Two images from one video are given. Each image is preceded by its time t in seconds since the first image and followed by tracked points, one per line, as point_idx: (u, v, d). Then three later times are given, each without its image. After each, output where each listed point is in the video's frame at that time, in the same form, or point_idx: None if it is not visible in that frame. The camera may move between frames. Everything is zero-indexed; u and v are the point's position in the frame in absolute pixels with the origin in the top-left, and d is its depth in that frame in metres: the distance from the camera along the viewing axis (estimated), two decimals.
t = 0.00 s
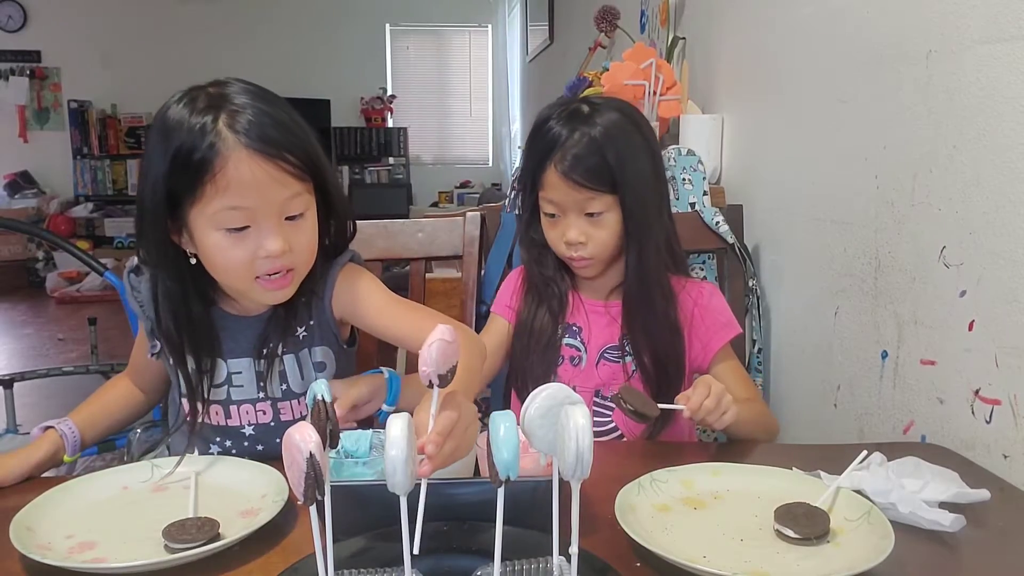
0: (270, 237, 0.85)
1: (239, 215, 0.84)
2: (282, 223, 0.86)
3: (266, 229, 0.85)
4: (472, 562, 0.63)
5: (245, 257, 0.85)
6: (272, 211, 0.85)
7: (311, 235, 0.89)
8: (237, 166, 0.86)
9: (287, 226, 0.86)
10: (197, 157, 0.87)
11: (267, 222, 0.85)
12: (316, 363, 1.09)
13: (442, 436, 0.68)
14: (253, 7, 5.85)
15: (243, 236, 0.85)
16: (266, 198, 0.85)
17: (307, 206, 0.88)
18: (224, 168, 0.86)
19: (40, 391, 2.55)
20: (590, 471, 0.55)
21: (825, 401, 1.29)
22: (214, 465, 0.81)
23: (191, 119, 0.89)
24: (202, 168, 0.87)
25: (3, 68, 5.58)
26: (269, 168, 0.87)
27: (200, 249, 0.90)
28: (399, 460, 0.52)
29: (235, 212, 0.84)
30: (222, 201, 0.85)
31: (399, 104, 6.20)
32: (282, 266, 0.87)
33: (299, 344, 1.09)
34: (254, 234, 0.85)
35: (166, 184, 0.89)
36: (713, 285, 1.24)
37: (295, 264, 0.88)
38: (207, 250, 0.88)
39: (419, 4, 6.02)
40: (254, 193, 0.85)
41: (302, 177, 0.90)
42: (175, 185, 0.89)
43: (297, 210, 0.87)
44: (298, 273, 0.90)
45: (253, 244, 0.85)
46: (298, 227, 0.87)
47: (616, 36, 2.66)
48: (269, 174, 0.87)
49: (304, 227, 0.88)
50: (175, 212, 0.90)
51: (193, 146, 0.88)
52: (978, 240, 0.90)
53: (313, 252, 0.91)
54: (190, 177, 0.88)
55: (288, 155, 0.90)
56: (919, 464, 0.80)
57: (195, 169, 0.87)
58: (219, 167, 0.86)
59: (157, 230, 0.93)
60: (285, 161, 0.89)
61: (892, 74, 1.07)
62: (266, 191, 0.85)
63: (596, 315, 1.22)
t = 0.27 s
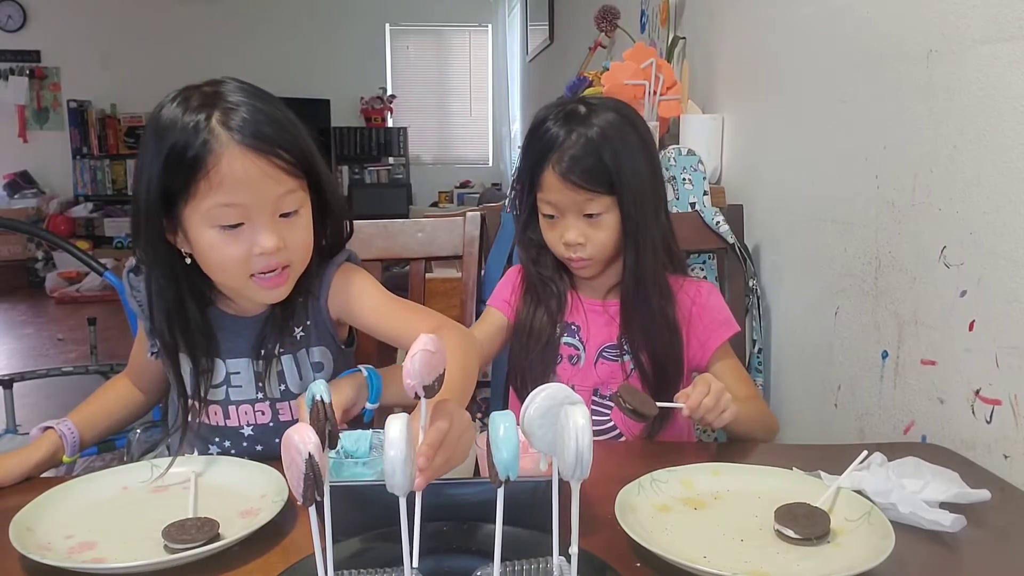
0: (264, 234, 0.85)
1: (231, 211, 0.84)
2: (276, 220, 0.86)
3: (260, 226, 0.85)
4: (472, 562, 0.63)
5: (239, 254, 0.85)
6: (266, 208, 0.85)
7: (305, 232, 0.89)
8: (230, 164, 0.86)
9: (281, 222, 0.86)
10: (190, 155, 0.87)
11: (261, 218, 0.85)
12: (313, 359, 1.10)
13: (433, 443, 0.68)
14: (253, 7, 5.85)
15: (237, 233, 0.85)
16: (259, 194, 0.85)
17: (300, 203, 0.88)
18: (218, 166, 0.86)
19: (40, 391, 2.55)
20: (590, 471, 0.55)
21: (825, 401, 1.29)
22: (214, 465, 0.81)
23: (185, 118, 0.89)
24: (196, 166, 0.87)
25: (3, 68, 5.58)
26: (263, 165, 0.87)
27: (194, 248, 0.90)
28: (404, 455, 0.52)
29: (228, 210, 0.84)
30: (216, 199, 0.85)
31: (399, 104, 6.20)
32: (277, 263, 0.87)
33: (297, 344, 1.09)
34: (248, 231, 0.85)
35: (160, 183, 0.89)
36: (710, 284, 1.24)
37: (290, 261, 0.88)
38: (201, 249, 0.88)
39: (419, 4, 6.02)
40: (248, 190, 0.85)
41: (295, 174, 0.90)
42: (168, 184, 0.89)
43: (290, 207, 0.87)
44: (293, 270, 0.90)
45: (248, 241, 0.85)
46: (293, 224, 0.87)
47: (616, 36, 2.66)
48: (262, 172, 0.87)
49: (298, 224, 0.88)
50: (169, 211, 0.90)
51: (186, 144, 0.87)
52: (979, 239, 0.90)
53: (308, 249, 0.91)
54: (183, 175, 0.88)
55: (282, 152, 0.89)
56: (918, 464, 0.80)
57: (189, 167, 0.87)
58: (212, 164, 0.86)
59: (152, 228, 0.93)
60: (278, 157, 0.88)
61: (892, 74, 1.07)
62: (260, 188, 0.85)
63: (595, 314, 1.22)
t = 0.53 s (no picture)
0: (259, 235, 0.85)
1: (227, 213, 0.84)
2: (270, 220, 0.86)
3: (255, 226, 0.85)
4: (472, 562, 0.63)
5: (236, 255, 0.85)
6: (260, 208, 0.85)
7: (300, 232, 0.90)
8: (223, 165, 0.86)
9: (276, 222, 0.86)
10: (184, 157, 0.87)
11: (255, 219, 0.85)
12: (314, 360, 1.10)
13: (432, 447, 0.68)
14: (253, 7, 5.85)
15: (232, 234, 0.85)
16: (254, 195, 0.85)
17: (294, 201, 0.88)
18: (211, 167, 0.86)
19: (40, 391, 2.55)
20: (589, 471, 0.55)
21: (825, 401, 1.29)
22: (214, 465, 0.81)
23: (177, 120, 0.89)
24: (189, 168, 0.86)
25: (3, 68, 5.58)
26: (256, 166, 0.87)
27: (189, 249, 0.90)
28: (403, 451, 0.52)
29: (223, 212, 0.84)
30: (210, 201, 0.85)
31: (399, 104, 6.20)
32: (273, 263, 0.87)
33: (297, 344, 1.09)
34: (244, 232, 0.85)
35: (154, 185, 0.89)
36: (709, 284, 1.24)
37: (286, 261, 0.89)
38: (197, 250, 0.88)
39: (419, 4, 6.02)
40: (241, 191, 0.85)
41: (290, 174, 0.90)
42: (162, 186, 0.89)
43: (284, 206, 0.87)
44: (290, 269, 0.90)
45: (244, 242, 0.85)
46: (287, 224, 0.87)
47: (616, 36, 2.66)
48: (255, 173, 0.86)
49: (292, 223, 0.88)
50: (164, 214, 0.90)
51: (178, 146, 0.87)
52: (979, 239, 0.90)
53: (304, 247, 0.91)
54: (177, 177, 0.88)
55: (276, 152, 0.89)
56: (918, 464, 0.80)
57: (181, 170, 0.87)
58: (204, 166, 0.86)
59: (147, 232, 0.93)
60: (271, 157, 0.88)
61: (892, 73, 1.07)
62: (253, 188, 0.85)
63: (595, 314, 1.22)
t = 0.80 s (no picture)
0: (257, 239, 0.85)
1: (224, 218, 0.85)
2: (266, 224, 0.86)
3: (252, 229, 0.85)
4: (473, 561, 0.63)
5: (233, 258, 0.85)
6: (257, 212, 0.85)
7: (298, 236, 0.90)
8: (220, 169, 0.86)
9: (273, 225, 0.86)
10: (181, 161, 0.87)
11: (252, 222, 0.85)
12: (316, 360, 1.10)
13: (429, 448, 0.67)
14: (253, 7, 5.85)
15: (230, 238, 0.85)
16: (251, 199, 0.85)
17: (291, 204, 0.88)
18: (208, 171, 0.86)
19: (40, 391, 2.55)
20: (589, 471, 0.55)
21: (825, 401, 1.29)
22: (214, 465, 0.81)
23: (173, 123, 0.89)
24: (186, 171, 0.86)
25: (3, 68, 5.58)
26: (253, 170, 0.87)
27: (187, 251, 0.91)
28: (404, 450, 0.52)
29: (220, 217, 0.85)
30: (207, 207, 0.85)
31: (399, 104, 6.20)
32: (271, 266, 0.87)
33: (296, 345, 1.09)
34: (241, 235, 0.85)
35: (150, 188, 0.89)
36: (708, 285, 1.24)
37: (284, 264, 0.89)
38: (194, 252, 0.88)
39: (419, 4, 6.02)
40: (238, 194, 0.85)
41: (286, 177, 0.90)
42: (157, 188, 0.89)
43: (281, 209, 0.87)
44: (287, 272, 0.91)
45: (241, 245, 0.85)
46: (284, 228, 0.87)
47: (616, 36, 2.66)
48: (251, 176, 0.86)
49: (289, 225, 0.88)
50: (162, 217, 0.90)
51: (174, 149, 0.87)
52: (979, 239, 0.90)
53: (301, 247, 0.92)
54: (174, 180, 0.88)
55: (271, 153, 0.89)
56: (917, 464, 0.80)
57: (178, 173, 0.87)
58: (201, 170, 0.86)
59: (145, 234, 0.93)
60: (268, 161, 0.88)
61: (892, 73, 1.07)
62: (250, 192, 0.85)
63: (597, 314, 1.22)
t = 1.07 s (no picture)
0: (308, 256, 1.03)
1: (289, 234, 1.04)
2: (320, 247, 1.04)
3: (308, 249, 1.04)
4: (473, 561, 0.63)
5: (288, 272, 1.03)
6: (315, 235, 1.04)
7: (346, 263, 1.06)
8: (296, 198, 1.06)
9: (329, 249, 1.05)
10: (265, 191, 1.08)
11: (309, 242, 1.04)
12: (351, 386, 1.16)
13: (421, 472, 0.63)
14: (253, 7, 5.85)
15: (289, 251, 1.04)
16: (314, 222, 1.04)
17: (347, 234, 1.07)
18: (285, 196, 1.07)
19: (40, 391, 2.56)
20: (587, 471, 0.54)
21: (825, 401, 1.29)
22: (214, 464, 0.82)
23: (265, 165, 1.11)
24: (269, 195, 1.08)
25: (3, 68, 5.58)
26: (322, 202, 1.07)
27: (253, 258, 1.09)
28: (381, 455, 0.52)
29: (286, 232, 1.04)
30: (277, 222, 1.05)
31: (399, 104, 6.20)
32: (317, 284, 1.04)
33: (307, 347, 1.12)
34: (298, 251, 1.04)
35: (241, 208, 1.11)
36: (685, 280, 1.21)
37: (326, 284, 1.04)
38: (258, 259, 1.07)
39: (419, 4, 6.02)
40: (305, 216, 1.05)
41: (349, 216, 1.09)
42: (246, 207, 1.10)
43: (336, 235, 1.05)
44: (329, 293, 1.06)
45: (296, 258, 1.03)
46: (334, 253, 1.05)
47: (616, 36, 2.66)
48: (318, 207, 1.06)
49: (341, 252, 1.06)
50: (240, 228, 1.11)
51: (266, 177, 1.09)
52: (978, 240, 0.90)
53: (351, 275, 1.09)
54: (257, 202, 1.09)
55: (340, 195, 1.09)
56: (916, 465, 0.81)
57: (263, 195, 1.08)
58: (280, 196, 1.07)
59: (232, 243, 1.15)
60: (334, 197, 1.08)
61: (892, 74, 1.07)
62: (313, 217, 1.05)
63: (558, 319, 1.21)
